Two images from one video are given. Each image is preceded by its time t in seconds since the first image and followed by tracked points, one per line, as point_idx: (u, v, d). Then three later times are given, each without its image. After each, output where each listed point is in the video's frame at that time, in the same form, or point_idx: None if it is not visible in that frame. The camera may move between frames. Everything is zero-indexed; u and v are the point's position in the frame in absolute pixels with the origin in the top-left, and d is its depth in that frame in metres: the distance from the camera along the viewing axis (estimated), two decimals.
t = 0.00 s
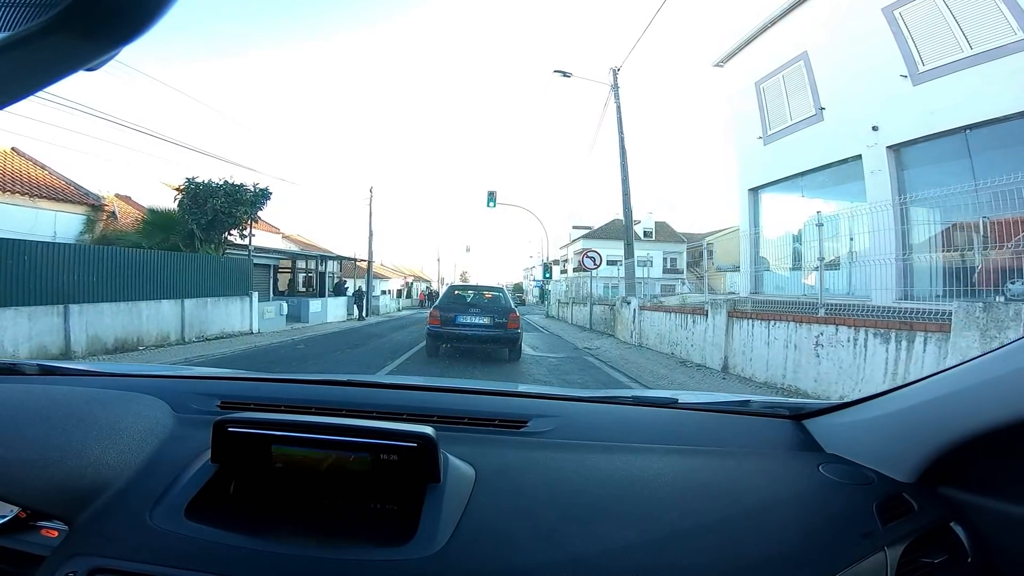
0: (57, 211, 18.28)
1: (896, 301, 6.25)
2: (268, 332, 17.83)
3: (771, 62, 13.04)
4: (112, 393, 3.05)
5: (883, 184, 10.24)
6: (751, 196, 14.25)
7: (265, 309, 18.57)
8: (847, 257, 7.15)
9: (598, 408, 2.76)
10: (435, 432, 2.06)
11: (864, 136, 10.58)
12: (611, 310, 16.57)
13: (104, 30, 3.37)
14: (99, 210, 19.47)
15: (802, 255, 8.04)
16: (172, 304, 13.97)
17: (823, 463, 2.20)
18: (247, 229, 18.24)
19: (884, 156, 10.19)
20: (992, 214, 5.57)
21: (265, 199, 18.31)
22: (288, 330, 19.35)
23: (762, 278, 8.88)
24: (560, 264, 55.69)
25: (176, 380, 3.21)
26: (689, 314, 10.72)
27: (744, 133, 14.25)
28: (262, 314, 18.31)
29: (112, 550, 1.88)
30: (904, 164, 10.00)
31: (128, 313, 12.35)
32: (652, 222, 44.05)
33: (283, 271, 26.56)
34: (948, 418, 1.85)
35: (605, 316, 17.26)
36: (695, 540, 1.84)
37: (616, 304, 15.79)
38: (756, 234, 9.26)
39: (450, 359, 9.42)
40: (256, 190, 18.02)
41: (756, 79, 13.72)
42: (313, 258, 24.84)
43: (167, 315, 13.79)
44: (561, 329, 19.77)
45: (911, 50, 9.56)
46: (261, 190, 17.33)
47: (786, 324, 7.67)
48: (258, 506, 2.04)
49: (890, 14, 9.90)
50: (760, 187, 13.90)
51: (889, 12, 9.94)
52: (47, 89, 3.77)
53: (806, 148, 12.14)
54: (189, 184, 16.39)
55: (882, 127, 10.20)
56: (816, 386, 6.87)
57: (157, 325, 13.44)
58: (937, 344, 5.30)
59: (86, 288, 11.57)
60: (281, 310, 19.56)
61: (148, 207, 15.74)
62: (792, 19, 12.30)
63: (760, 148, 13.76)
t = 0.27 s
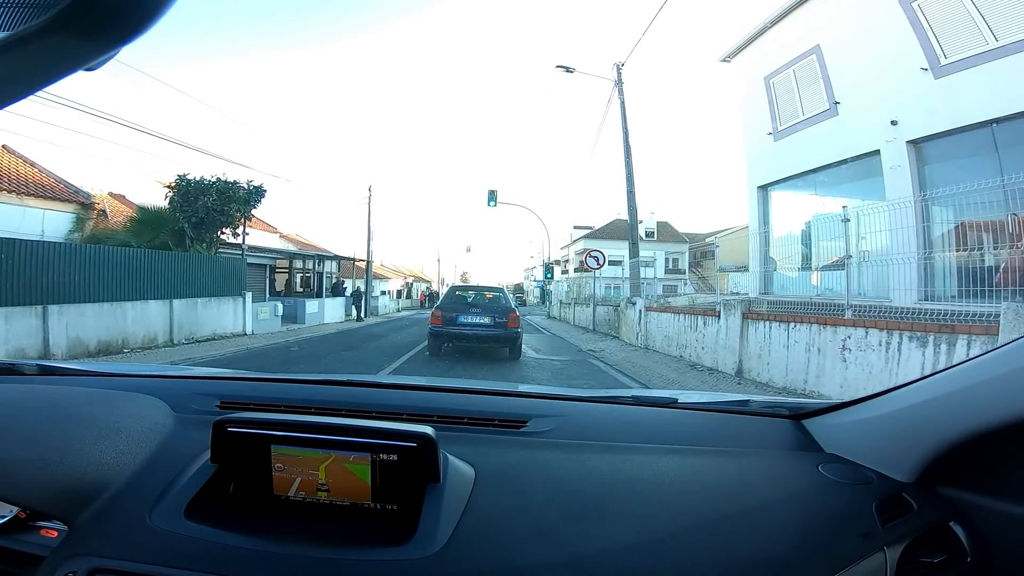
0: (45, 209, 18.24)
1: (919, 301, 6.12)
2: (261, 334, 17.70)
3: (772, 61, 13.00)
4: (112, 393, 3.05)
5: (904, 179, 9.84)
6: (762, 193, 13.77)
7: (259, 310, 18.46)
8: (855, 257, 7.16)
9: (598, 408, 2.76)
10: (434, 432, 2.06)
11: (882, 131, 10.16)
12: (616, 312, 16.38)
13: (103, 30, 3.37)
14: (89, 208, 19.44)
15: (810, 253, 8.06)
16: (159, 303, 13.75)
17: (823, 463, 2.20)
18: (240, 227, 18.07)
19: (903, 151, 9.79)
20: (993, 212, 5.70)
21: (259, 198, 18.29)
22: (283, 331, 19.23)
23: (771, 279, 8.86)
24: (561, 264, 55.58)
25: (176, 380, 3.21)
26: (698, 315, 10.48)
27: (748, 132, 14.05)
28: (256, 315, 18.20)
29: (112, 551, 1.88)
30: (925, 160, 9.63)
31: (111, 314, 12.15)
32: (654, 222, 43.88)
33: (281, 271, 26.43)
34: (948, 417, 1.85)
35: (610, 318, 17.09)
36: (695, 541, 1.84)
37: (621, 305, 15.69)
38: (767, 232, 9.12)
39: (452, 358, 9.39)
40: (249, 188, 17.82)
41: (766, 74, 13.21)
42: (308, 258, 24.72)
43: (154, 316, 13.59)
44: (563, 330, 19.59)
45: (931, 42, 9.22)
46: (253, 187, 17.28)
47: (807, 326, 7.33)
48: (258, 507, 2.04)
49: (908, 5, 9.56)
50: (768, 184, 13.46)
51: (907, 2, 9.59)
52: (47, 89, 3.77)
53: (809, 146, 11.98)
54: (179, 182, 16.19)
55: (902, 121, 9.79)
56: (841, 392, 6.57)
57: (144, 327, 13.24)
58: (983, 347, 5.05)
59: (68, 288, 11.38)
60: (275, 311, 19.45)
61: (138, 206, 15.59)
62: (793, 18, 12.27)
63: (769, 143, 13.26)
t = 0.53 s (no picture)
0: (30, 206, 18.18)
1: (947, 302, 5.94)
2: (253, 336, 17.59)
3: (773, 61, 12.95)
4: (112, 393, 3.05)
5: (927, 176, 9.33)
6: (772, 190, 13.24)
7: (253, 311, 18.32)
8: (871, 252, 7.05)
9: (598, 408, 2.76)
10: (435, 432, 2.06)
11: (904, 124, 9.68)
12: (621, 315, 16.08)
13: (104, 30, 3.37)
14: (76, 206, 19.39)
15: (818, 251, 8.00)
16: (142, 304, 13.53)
17: (823, 464, 2.19)
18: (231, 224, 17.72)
19: (928, 145, 9.31)
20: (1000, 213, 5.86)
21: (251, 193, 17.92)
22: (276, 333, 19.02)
23: (781, 281, 8.68)
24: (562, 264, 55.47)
25: (177, 381, 3.21)
26: (712, 316, 10.18)
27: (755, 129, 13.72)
28: (250, 316, 18.10)
29: (113, 551, 1.88)
30: (950, 154, 9.12)
31: (88, 315, 11.98)
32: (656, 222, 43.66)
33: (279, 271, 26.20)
34: (948, 417, 1.85)
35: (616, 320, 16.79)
36: (696, 541, 1.84)
37: (626, 306, 15.63)
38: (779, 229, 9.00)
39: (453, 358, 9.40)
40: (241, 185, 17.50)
41: (778, 68, 12.73)
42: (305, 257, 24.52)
43: (139, 317, 13.47)
44: (565, 331, 19.35)
45: (957, 34, 8.75)
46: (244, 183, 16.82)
47: (835, 329, 6.93)
48: (258, 507, 2.04)
49: None
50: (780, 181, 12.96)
51: None
52: (47, 89, 3.77)
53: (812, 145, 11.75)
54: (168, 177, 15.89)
55: (926, 114, 9.31)
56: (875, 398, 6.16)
57: (128, 329, 13.12)
58: None
59: (46, 289, 11.27)
60: (269, 312, 19.20)
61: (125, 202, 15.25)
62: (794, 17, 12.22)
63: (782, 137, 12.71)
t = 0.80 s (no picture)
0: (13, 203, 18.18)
1: (978, 303, 5.55)
2: (242, 338, 17.01)
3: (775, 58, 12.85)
4: (113, 392, 3.04)
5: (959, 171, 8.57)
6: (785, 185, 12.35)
7: (243, 312, 17.81)
8: (889, 246, 6.81)
9: (598, 407, 2.76)
10: (435, 431, 2.06)
11: (930, 117, 8.91)
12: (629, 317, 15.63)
13: (104, 29, 3.37)
14: (62, 202, 19.41)
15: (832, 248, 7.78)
16: (121, 305, 12.89)
17: (823, 463, 2.20)
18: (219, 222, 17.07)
19: (958, 136, 8.56)
20: None
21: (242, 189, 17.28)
22: (266, 334, 18.40)
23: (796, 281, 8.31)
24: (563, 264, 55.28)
25: (177, 379, 3.21)
26: (728, 317, 9.71)
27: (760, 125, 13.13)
28: (239, 316, 17.55)
29: (113, 550, 1.88)
30: (982, 146, 8.42)
31: (61, 317, 11.40)
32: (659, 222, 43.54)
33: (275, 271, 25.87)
34: (948, 417, 1.85)
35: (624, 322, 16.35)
36: (697, 541, 1.84)
37: (632, 307, 15.39)
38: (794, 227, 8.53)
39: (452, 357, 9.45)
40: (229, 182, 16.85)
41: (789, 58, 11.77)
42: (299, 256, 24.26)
43: (117, 319, 12.78)
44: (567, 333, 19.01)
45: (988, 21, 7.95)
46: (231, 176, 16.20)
47: (874, 331, 6.33)
48: (259, 505, 2.04)
49: None
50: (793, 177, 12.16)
51: None
52: (47, 88, 3.77)
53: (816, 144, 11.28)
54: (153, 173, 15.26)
55: (954, 105, 8.53)
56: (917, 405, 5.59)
57: (105, 331, 12.44)
58: None
59: (11, 289, 10.59)
60: (261, 312, 18.73)
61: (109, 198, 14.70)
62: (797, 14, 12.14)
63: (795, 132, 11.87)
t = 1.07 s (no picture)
0: None
1: None
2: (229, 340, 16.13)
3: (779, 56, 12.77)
4: (112, 393, 3.04)
5: (998, 160, 8.16)
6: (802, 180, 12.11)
7: (231, 312, 16.95)
8: (916, 244, 6.49)
9: (598, 408, 2.76)
10: (435, 432, 2.06)
11: (967, 106, 8.54)
12: (637, 318, 14.95)
13: (104, 31, 3.37)
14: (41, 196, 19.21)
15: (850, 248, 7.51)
16: (93, 306, 12.01)
17: (823, 463, 2.20)
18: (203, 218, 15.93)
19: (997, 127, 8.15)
20: None
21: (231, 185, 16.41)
22: (255, 337, 17.57)
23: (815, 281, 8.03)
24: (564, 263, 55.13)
25: (177, 380, 3.21)
26: (750, 318, 9.02)
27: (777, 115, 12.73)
28: (226, 317, 16.68)
29: (113, 550, 1.88)
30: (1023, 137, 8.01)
31: (27, 319, 10.58)
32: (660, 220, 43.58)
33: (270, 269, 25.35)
34: (948, 417, 1.85)
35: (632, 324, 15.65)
36: (697, 541, 1.84)
37: (640, 307, 14.63)
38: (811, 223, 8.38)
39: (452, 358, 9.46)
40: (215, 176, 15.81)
41: (805, 49, 11.56)
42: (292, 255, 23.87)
43: (90, 320, 11.92)
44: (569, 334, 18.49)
45: None
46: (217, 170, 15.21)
47: (925, 335, 5.60)
48: (258, 506, 2.04)
49: None
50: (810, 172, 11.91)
51: None
52: (47, 89, 3.77)
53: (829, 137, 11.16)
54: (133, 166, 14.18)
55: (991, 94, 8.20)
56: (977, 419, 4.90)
57: (76, 333, 11.60)
58: None
59: None
60: (250, 313, 17.97)
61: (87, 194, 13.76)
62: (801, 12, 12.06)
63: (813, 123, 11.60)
